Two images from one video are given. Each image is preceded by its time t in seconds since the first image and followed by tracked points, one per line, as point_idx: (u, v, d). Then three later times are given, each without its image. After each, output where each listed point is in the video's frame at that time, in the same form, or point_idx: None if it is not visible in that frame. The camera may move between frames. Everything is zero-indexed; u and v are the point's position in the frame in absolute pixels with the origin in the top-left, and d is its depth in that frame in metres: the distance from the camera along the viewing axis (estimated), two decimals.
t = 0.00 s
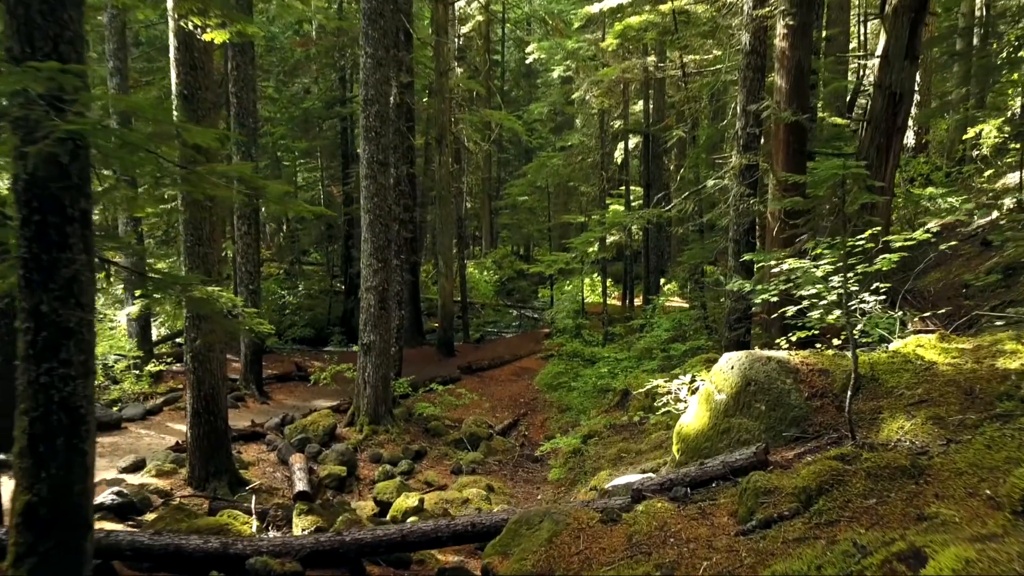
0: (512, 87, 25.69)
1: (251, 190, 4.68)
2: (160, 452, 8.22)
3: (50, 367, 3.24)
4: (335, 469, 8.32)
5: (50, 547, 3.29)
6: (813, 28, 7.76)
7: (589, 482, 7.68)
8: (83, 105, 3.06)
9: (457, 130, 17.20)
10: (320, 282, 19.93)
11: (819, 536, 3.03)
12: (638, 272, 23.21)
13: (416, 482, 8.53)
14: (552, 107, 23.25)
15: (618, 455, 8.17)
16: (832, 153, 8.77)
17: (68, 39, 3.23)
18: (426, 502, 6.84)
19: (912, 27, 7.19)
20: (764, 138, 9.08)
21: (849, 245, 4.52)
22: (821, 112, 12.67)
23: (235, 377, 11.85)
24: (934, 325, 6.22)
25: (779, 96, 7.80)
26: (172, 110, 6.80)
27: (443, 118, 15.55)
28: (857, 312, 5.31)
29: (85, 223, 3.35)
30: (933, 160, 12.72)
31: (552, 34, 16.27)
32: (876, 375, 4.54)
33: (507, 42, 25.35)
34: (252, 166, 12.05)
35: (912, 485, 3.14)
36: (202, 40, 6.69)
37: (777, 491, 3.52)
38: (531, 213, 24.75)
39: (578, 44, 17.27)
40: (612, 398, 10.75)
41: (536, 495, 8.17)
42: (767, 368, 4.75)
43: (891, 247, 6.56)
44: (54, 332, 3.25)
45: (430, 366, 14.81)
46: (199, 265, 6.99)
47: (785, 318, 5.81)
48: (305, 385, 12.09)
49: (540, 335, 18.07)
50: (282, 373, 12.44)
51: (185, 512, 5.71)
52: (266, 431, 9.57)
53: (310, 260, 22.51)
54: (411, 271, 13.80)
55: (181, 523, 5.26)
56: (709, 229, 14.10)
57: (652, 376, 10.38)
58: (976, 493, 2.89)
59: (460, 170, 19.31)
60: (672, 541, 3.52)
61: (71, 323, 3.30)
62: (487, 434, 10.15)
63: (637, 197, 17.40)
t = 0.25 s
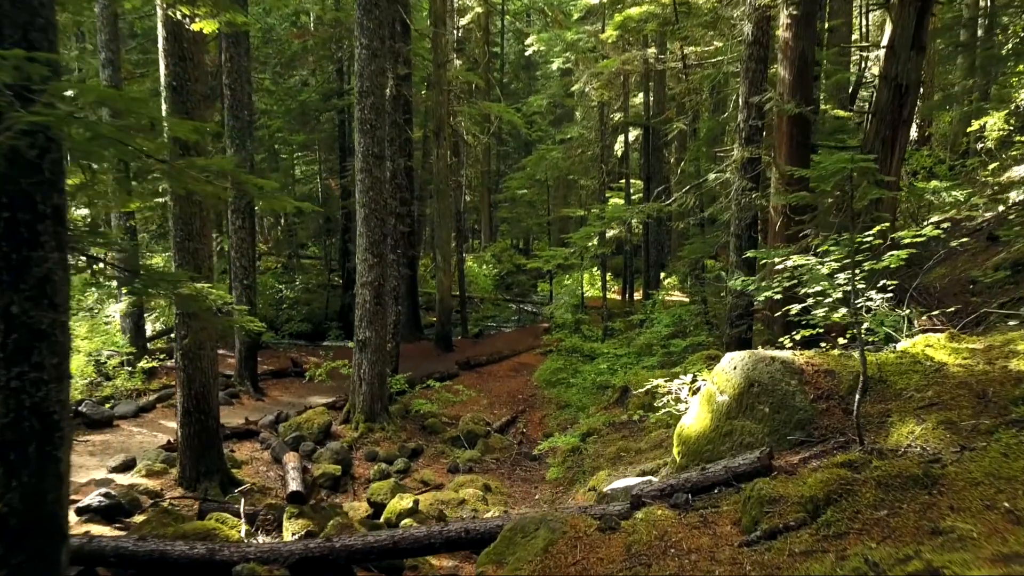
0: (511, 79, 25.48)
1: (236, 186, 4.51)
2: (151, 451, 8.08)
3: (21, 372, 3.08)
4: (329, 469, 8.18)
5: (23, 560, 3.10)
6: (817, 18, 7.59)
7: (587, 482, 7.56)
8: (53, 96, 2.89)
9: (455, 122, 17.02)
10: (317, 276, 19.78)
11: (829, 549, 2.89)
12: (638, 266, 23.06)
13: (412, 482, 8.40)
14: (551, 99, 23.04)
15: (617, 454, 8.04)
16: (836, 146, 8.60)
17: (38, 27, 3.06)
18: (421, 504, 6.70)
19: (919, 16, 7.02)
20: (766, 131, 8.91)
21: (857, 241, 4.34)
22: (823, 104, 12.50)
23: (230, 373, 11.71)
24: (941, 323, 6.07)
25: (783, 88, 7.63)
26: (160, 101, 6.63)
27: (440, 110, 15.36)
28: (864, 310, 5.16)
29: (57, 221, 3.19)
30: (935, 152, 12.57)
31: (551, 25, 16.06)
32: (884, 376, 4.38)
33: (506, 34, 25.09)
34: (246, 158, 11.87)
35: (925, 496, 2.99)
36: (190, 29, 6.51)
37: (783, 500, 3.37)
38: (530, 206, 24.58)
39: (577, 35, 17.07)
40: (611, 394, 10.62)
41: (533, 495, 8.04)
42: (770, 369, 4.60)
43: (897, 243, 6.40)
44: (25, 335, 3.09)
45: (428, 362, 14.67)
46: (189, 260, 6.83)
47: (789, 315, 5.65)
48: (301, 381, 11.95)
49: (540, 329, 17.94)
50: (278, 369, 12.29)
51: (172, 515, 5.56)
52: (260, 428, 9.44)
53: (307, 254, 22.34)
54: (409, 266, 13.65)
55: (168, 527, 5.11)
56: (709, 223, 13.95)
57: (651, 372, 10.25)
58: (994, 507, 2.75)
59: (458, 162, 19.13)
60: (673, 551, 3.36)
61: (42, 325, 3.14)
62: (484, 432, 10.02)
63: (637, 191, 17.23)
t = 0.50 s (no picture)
0: (509, 72, 25.26)
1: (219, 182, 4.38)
2: (141, 451, 7.94)
3: None
4: (323, 469, 8.03)
5: None
6: (822, 7, 7.40)
7: (586, 482, 7.42)
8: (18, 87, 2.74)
9: (453, 116, 16.83)
10: (315, 271, 19.62)
11: (838, 565, 2.73)
12: (638, 260, 22.91)
13: (408, 482, 8.26)
14: (551, 92, 22.83)
15: (616, 454, 7.90)
16: (840, 139, 8.44)
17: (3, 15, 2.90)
18: (416, 506, 6.56)
19: (926, 6, 6.84)
20: (769, 124, 8.74)
21: (866, 238, 4.18)
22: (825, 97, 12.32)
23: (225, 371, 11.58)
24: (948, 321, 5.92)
25: (786, 80, 7.45)
26: (148, 93, 6.45)
27: (438, 104, 15.18)
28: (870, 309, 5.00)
29: (26, 219, 3.04)
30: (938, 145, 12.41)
31: (550, 17, 15.86)
32: (892, 378, 4.23)
33: (505, 26, 24.85)
34: (240, 152, 11.68)
35: (939, 508, 2.85)
36: (179, 19, 6.33)
37: (790, 510, 3.22)
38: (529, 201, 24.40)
39: (577, 27, 16.86)
40: (610, 392, 10.47)
41: (531, 495, 7.91)
42: (775, 370, 4.45)
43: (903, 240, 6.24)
44: None
45: (425, 358, 14.52)
46: (178, 257, 6.67)
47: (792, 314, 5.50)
48: (296, 378, 11.81)
49: (538, 325, 17.80)
50: (273, 366, 12.15)
51: (159, 519, 5.42)
52: (254, 427, 9.30)
53: (305, 248, 22.19)
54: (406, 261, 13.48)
55: (153, 533, 4.96)
56: (710, 217, 13.79)
57: (651, 369, 10.11)
58: (1014, 522, 2.60)
59: (456, 156, 18.95)
60: (674, 564, 3.20)
61: (11, 329, 2.98)
62: (481, 430, 9.88)
63: (636, 185, 17.06)
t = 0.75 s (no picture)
0: (508, 64, 25.04)
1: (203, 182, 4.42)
2: (132, 452, 7.79)
3: None
4: (317, 470, 7.86)
5: None
6: None
7: (585, 484, 7.28)
8: None
9: (451, 109, 16.64)
10: (312, 266, 19.47)
11: None
12: (638, 254, 22.77)
13: (404, 482, 8.12)
14: (550, 85, 22.62)
15: (616, 454, 7.75)
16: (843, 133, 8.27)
17: None
18: (411, 509, 6.44)
19: None
20: (772, 117, 8.56)
21: (875, 236, 4.02)
22: (829, 89, 12.13)
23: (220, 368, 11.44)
24: (956, 320, 5.77)
25: (791, 72, 7.27)
26: (134, 86, 6.26)
27: (436, 97, 14.97)
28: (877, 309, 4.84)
29: None
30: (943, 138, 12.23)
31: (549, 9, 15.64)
32: (902, 382, 4.07)
33: (505, 18, 24.61)
34: (234, 147, 11.50)
35: (957, 523, 2.70)
36: (165, 10, 6.14)
37: (798, 521, 3.07)
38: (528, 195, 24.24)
39: (576, 20, 16.65)
40: (610, 389, 10.34)
41: (529, 496, 7.76)
42: (780, 372, 4.29)
43: (909, 236, 6.08)
44: None
45: (423, 354, 14.37)
46: (166, 254, 6.50)
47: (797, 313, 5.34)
48: (291, 376, 11.66)
49: (538, 320, 17.67)
50: (269, 362, 12.01)
51: (146, 525, 5.27)
52: (248, 426, 9.16)
53: (303, 243, 22.03)
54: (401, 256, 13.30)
55: (138, 540, 4.78)
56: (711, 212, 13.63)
57: (651, 367, 9.97)
58: None
59: (454, 150, 18.76)
60: None
61: None
62: (479, 429, 9.74)
63: (636, 179, 16.88)
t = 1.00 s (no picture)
0: (508, 58, 24.82)
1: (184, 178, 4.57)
2: (122, 452, 7.64)
3: None
4: (311, 471, 7.73)
5: None
6: None
7: (584, 485, 7.14)
8: None
9: (449, 103, 16.45)
10: (310, 262, 19.31)
11: None
12: (638, 249, 22.61)
13: (400, 482, 7.98)
14: (550, 78, 22.42)
15: (615, 454, 7.61)
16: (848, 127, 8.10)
17: None
18: (406, 512, 6.31)
19: None
20: (775, 111, 8.38)
21: (887, 235, 3.85)
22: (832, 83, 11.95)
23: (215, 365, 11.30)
24: (964, 320, 5.62)
25: (795, 65, 7.10)
26: (122, 78, 6.11)
27: (434, 91, 14.77)
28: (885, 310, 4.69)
29: None
30: (947, 132, 12.06)
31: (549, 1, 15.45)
32: (912, 386, 3.92)
33: (504, 11, 24.39)
34: (228, 141, 11.32)
35: (976, 542, 2.56)
36: None
37: (804, 536, 2.93)
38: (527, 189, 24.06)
39: (576, 12, 16.44)
40: (610, 387, 10.20)
41: (527, 497, 7.62)
42: (786, 376, 4.14)
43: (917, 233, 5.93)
44: None
45: (422, 351, 14.22)
46: (155, 251, 6.34)
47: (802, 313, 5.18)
48: (287, 373, 11.52)
49: (537, 316, 17.52)
50: (265, 360, 11.86)
51: (132, 530, 5.12)
52: (242, 425, 9.02)
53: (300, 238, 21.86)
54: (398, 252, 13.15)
55: (123, 547, 4.61)
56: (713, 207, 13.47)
57: (652, 365, 9.83)
58: None
59: (453, 144, 18.59)
60: None
61: None
62: (477, 428, 9.61)
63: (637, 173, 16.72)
